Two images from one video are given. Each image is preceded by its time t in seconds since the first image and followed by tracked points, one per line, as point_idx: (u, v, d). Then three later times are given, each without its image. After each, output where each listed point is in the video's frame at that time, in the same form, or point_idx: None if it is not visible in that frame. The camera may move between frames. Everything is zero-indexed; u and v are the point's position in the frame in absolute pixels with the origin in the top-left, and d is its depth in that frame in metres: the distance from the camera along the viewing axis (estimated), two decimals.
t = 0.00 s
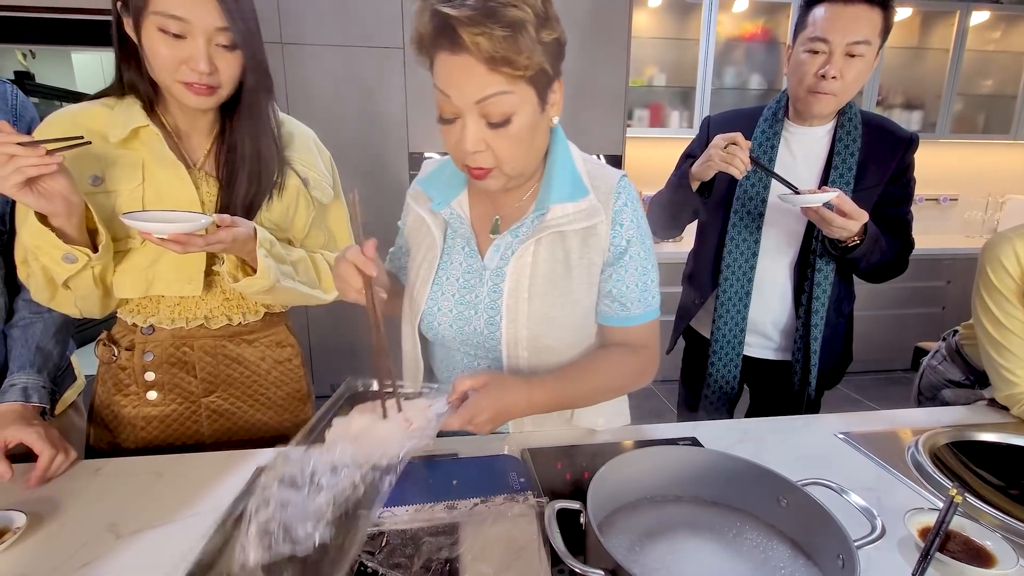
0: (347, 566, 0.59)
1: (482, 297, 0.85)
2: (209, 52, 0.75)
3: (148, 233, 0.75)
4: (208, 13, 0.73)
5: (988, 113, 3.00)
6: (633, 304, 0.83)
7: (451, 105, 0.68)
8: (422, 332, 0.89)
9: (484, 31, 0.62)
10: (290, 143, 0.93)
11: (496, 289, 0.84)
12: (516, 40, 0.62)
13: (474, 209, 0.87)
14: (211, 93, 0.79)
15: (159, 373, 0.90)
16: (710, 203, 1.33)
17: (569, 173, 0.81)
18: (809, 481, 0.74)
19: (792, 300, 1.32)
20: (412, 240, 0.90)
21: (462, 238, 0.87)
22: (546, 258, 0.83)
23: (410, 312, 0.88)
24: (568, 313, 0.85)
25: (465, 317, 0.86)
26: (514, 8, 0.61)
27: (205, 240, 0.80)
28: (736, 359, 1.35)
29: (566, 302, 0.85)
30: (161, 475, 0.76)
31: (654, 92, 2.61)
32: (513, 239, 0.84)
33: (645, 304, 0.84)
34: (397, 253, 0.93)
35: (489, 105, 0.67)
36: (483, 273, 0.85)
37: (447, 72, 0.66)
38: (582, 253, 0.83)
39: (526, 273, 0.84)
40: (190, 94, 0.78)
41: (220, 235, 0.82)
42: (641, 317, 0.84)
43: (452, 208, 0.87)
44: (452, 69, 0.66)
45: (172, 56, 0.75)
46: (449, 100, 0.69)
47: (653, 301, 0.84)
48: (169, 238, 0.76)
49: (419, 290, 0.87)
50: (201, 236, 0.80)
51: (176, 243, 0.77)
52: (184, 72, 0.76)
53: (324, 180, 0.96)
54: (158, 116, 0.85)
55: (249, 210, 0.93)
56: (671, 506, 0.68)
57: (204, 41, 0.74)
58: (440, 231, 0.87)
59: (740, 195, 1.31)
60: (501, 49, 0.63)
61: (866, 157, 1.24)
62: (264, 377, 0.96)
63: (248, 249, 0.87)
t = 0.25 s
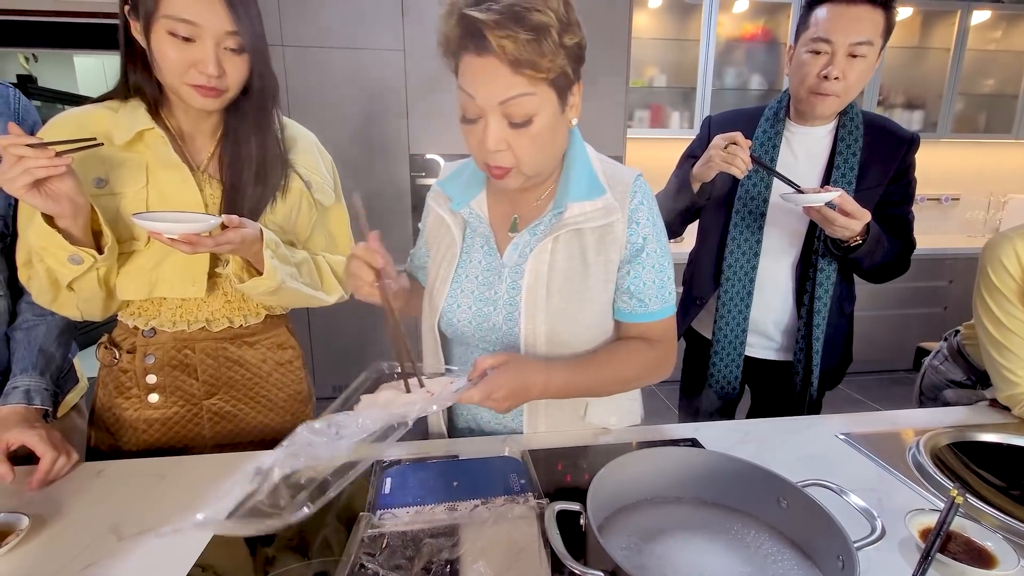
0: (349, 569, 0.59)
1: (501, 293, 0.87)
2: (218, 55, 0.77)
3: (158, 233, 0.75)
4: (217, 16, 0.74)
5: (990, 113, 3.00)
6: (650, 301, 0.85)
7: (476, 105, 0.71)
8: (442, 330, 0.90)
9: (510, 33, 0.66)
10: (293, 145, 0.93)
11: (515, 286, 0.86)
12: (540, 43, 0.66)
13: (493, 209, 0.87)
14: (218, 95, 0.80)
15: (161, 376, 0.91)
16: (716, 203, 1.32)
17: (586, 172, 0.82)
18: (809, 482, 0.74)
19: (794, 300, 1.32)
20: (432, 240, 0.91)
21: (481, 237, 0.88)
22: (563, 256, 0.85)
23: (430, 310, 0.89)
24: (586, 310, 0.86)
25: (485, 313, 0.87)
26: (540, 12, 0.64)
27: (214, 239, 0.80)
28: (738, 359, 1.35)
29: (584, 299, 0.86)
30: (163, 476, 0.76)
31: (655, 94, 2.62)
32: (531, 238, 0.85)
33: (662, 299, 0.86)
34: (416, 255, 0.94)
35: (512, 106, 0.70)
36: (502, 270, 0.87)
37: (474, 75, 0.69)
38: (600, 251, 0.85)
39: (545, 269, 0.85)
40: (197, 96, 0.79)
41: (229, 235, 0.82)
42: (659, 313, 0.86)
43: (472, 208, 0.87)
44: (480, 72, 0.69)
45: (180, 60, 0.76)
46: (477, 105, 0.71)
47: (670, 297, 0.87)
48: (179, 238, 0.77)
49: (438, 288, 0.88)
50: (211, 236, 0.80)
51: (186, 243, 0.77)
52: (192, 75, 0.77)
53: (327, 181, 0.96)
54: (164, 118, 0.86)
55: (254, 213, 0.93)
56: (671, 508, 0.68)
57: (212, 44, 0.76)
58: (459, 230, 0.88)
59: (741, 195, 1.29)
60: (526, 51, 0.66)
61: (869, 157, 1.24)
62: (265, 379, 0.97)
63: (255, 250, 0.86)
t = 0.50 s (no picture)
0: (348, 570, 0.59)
1: (520, 287, 0.88)
2: (225, 59, 0.78)
3: (171, 234, 0.77)
4: (229, 22, 0.76)
5: (991, 112, 2.99)
6: (664, 292, 0.86)
7: (494, 104, 0.72)
8: (462, 326, 0.92)
9: (528, 35, 0.67)
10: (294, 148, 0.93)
11: (533, 279, 0.87)
12: (556, 44, 0.68)
13: (510, 208, 0.89)
14: (224, 98, 0.81)
15: (162, 378, 0.91)
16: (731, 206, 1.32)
17: (599, 167, 0.84)
18: (809, 483, 0.74)
19: (795, 299, 1.32)
20: (449, 240, 0.92)
21: (499, 233, 0.90)
22: (580, 249, 0.87)
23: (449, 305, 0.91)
24: (603, 302, 0.88)
25: (504, 307, 0.89)
26: (556, 14, 0.67)
27: (225, 240, 0.82)
28: (739, 359, 1.35)
29: (601, 292, 0.88)
30: (165, 478, 0.76)
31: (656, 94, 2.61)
32: (548, 232, 0.87)
33: (676, 290, 0.87)
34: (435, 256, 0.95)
35: (528, 105, 0.72)
36: (519, 264, 0.88)
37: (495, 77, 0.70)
38: (615, 243, 0.86)
39: (562, 263, 0.86)
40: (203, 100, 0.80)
41: (238, 236, 0.83)
42: (673, 304, 0.87)
43: (490, 206, 0.89)
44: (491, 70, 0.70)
45: (189, 63, 0.77)
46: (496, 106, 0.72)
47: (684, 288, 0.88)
48: (191, 239, 0.78)
49: (458, 284, 0.90)
50: (223, 235, 0.81)
51: (198, 244, 0.79)
52: (200, 78, 0.78)
53: (329, 184, 0.96)
54: (167, 120, 0.85)
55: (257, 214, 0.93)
56: (670, 509, 0.68)
57: (221, 49, 0.77)
58: (477, 228, 0.90)
59: (741, 195, 1.31)
60: (541, 50, 0.68)
61: (869, 158, 1.24)
62: (266, 381, 0.97)
63: (261, 251, 0.87)
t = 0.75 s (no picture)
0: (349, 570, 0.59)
1: (530, 283, 0.88)
2: (227, 62, 0.78)
3: (175, 237, 0.75)
4: (228, 22, 0.76)
5: (991, 111, 2.99)
6: (673, 286, 0.85)
7: (505, 104, 0.72)
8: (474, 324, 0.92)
9: (536, 37, 0.67)
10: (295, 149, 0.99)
11: (544, 275, 0.87)
12: (566, 44, 0.68)
13: (519, 207, 0.91)
14: (224, 99, 0.81)
15: (164, 380, 0.91)
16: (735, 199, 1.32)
17: (607, 164, 0.86)
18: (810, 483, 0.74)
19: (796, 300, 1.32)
20: (459, 239, 0.95)
21: (510, 231, 0.90)
22: (589, 245, 0.87)
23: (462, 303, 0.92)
24: (613, 298, 0.87)
25: (515, 303, 0.89)
26: (564, 16, 0.67)
27: (229, 242, 0.81)
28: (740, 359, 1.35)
29: (611, 287, 0.87)
30: (166, 479, 0.76)
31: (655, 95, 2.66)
32: (557, 229, 0.87)
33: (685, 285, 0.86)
34: (448, 258, 0.98)
35: (539, 104, 0.71)
36: (530, 260, 0.88)
37: (505, 77, 0.70)
38: (623, 239, 0.86)
39: (571, 260, 0.87)
40: (203, 100, 0.80)
41: (242, 238, 0.82)
42: (682, 298, 0.86)
43: (500, 206, 0.90)
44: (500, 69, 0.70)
45: (189, 65, 0.76)
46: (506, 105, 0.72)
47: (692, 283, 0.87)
48: (195, 242, 0.77)
49: (470, 283, 0.91)
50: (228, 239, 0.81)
51: (202, 246, 0.78)
52: (200, 80, 0.78)
53: (327, 187, 1.02)
54: (168, 122, 0.87)
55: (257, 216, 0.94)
56: (670, 509, 0.68)
57: (221, 49, 0.77)
58: (488, 227, 0.91)
59: (742, 197, 1.31)
60: (550, 52, 0.67)
61: (870, 158, 1.24)
62: (267, 382, 0.97)
63: (264, 253, 0.87)
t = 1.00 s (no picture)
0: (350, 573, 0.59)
1: (540, 283, 0.89)
2: (215, 67, 0.77)
3: (174, 244, 0.76)
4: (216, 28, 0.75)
5: (992, 112, 2.99)
6: (679, 285, 0.85)
7: (520, 104, 0.73)
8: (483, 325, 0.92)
9: (555, 37, 0.68)
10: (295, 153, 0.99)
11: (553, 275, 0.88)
12: (581, 45, 0.69)
13: (528, 209, 0.92)
14: (213, 103, 0.81)
15: (166, 383, 0.91)
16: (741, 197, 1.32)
17: (614, 166, 0.86)
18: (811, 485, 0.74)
19: (797, 302, 1.32)
20: (468, 240, 0.95)
21: (519, 231, 0.91)
22: (597, 246, 0.87)
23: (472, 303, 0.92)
24: (622, 297, 0.87)
25: (524, 303, 0.90)
26: (581, 19, 0.69)
27: (230, 247, 0.81)
28: (741, 360, 1.35)
29: (619, 286, 0.87)
30: (169, 482, 0.76)
31: (654, 96, 2.66)
32: (565, 230, 0.88)
33: (692, 283, 0.86)
34: (456, 260, 0.99)
35: (554, 104, 0.72)
36: (539, 260, 0.89)
37: (521, 77, 0.71)
38: (631, 238, 0.86)
39: (580, 259, 0.87)
40: (191, 103, 0.80)
41: (242, 244, 0.83)
42: (689, 296, 0.86)
43: (508, 207, 0.91)
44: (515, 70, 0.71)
45: (179, 70, 0.77)
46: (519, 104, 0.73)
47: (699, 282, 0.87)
48: (196, 247, 0.78)
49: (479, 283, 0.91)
50: (228, 244, 0.81)
51: (202, 252, 0.78)
52: (188, 84, 0.78)
53: (327, 189, 1.01)
54: (165, 125, 0.87)
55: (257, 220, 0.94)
56: (671, 512, 0.68)
57: (210, 55, 0.76)
58: (496, 228, 0.92)
59: (743, 199, 1.31)
60: (565, 53, 0.69)
61: (870, 159, 1.24)
62: (269, 385, 0.97)
63: (264, 257, 0.88)
